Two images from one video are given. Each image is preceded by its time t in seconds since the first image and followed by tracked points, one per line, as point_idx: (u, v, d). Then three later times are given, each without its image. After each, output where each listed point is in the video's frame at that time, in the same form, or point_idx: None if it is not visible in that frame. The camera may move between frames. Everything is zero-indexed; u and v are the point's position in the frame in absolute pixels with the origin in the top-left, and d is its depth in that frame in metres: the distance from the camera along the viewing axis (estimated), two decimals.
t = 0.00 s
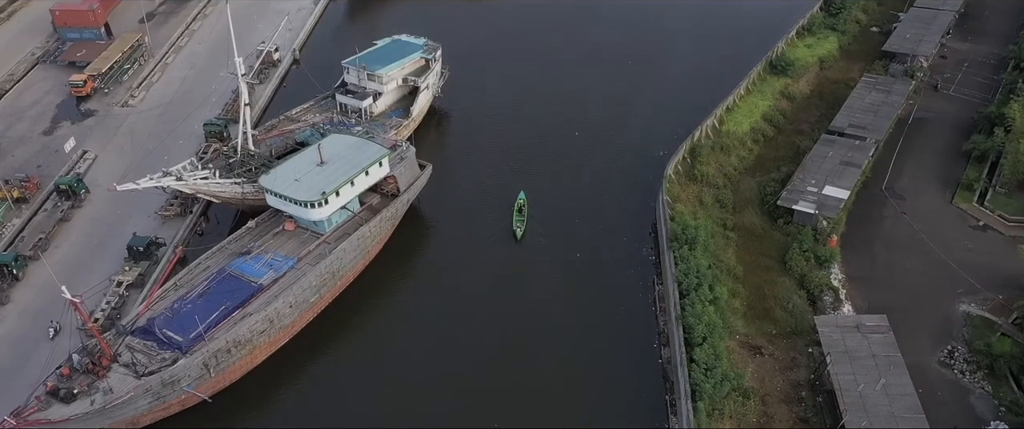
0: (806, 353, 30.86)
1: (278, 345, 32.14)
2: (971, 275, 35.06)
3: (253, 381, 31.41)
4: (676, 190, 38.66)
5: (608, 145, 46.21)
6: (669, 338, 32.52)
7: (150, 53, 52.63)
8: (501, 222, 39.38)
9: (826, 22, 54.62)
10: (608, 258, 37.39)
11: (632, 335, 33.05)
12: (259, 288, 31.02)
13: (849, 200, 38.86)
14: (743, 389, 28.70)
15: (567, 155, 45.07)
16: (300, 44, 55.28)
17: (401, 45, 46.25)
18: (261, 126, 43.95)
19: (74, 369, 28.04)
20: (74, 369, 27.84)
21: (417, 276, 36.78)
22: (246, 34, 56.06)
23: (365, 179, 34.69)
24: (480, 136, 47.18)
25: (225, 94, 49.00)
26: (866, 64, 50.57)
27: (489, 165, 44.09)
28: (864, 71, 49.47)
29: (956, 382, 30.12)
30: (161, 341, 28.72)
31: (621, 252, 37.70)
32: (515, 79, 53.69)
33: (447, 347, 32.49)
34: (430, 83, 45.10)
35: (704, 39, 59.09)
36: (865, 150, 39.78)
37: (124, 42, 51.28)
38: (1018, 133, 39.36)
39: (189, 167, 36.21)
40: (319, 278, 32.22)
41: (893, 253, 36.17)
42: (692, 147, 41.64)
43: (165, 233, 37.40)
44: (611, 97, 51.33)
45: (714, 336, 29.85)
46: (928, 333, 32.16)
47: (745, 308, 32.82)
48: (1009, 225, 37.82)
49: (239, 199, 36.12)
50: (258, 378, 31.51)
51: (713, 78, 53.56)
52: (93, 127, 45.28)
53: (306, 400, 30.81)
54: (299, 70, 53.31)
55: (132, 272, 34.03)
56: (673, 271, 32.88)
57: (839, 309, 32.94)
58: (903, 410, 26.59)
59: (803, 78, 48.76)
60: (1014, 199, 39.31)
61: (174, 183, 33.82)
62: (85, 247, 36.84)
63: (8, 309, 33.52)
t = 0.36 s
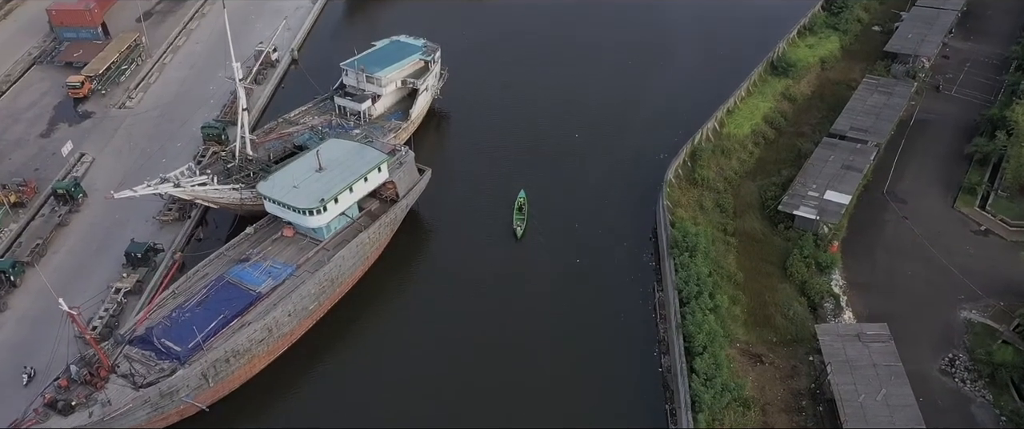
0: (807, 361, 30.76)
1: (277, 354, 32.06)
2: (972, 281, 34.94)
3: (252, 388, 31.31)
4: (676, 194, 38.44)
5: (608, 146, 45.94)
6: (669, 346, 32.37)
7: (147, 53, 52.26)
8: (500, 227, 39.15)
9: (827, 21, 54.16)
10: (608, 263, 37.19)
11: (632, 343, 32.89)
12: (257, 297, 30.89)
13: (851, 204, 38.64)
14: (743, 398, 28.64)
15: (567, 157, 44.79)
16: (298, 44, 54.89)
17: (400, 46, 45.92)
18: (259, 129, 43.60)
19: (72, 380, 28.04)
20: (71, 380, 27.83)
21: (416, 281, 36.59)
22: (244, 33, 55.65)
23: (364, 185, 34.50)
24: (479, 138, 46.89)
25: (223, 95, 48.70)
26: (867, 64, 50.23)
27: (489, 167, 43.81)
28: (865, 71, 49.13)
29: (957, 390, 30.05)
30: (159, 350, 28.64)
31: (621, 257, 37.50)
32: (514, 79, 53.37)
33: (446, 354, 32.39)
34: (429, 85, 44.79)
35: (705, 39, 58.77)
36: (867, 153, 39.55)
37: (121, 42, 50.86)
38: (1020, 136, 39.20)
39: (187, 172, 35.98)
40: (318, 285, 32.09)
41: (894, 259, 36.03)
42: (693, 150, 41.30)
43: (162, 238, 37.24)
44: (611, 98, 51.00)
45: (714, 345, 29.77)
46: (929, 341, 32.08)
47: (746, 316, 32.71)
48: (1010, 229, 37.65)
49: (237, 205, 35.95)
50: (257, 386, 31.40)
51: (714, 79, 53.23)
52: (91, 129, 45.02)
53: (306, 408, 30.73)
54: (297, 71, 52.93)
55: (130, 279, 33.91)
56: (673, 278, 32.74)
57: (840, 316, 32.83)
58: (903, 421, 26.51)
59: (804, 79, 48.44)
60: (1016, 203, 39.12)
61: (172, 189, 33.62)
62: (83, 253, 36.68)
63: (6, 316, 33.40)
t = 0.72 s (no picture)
0: (808, 374, 30.65)
1: (276, 367, 31.96)
2: (973, 292, 34.81)
3: (251, 402, 31.21)
4: (677, 204, 38.29)
5: (608, 153, 45.75)
6: (669, 359, 32.33)
7: (146, 58, 51.99)
8: (500, 236, 38.99)
9: (829, 25, 53.76)
10: (608, 273, 37.04)
11: (632, 355, 32.81)
12: (256, 311, 30.76)
13: (853, 213, 38.47)
14: (744, 413, 28.56)
15: (567, 164, 44.60)
16: (297, 49, 54.60)
17: (399, 52, 45.67)
18: (258, 137, 43.36)
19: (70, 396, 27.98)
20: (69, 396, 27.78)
21: (415, 291, 36.49)
22: (242, 37, 55.34)
23: (363, 196, 34.35)
24: (478, 144, 46.67)
25: (221, 102, 48.48)
26: (869, 69, 49.98)
27: (488, 175, 43.62)
28: (866, 77, 48.89)
29: (958, 404, 29.98)
30: (158, 365, 28.53)
31: (621, 267, 37.38)
32: (514, 84, 53.10)
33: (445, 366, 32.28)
34: (428, 92, 44.55)
35: (706, 43, 58.50)
36: (868, 162, 39.36)
37: (119, 47, 50.58)
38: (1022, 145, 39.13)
39: (185, 183, 35.78)
40: (317, 298, 31.99)
41: (895, 269, 35.88)
42: (693, 158, 41.07)
43: (161, 248, 37.10)
44: (610, 103, 50.75)
45: (715, 359, 29.70)
46: (930, 353, 31.97)
47: (746, 328, 32.62)
48: (1012, 239, 37.53)
49: (236, 215, 35.86)
50: (256, 399, 31.33)
51: (714, 83, 52.96)
52: (89, 136, 44.82)
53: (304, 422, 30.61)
54: (296, 76, 52.66)
55: (128, 291, 33.78)
56: (673, 291, 32.60)
57: (841, 328, 32.73)
58: None
59: (805, 85, 48.20)
60: (1018, 212, 38.94)
61: (170, 201, 33.48)
62: (81, 263, 36.53)
63: (3, 328, 33.28)
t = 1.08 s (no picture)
0: (809, 389, 30.51)
1: (275, 381, 31.85)
2: (975, 304, 34.67)
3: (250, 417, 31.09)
4: (677, 214, 38.12)
5: (608, 160, 45.55)
6: (669, 374, 32.24)
7: (144, 64, 51.77)
8: (499, 247, 38.79)
9: (830, 31, 53.49)
10: (608, 285, 36.89)
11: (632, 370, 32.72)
12: (254, 326, 30.63)
13: (854, 224, 38.29)
14: None
15: (567, 172, 44.38)
16: (296, 55, 54.28)
17: (397, 60, 45.43)
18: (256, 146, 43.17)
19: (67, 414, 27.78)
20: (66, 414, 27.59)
21: (415, 302, 36.39)
22: (241, 43, 55.06)
23: (362, 209, 34.20)
24: (477, 151, 46.37)
25: (220, 109, 48.24)
26: (870, 76, 49.75)
27: (488, 183, 43.37)
28: (868, 84, 48.67)
29: (960, 419, 29.86)
30: (156, 382, 28.44)
31: (622, 278, 37.20)
32: (514, 89, 52.75)
33: (444, 381, 32.16)
34: (427, 101, 44.32)
35: (706, 46, 58.14)
36: (870, 172, 39.17)
37: (117, 54, 50.33)
38: None
39: (183, 195, 35.63)
40: (316, 312, 31.86)
41: (896, 280, 35.69)
42: (694, 167, 40.87)
43: (159, 260, 36.97)
44: (611, 109, 50.43)
45: (716, 375, 29.59)
46: (932, 366, 31.83)
47: (747, 342, 32.51)
48: (1014, 250, 37.34)
49: (234, 227, 35.69)
50: (256, 414, 31.23)
51: (715, 89, 52.68)
52: (87, 145, 44.65)
53: None
54: (295, 83, 52.41)
55: (126, 304, 33.64)
56: (674, 305, 32.46)
57: (842, 342, 32.61)
58: None
59: (806, 92, 47.97)
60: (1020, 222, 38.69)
61: (168, 214, 33.30)
62: (79, 275, 36.40)
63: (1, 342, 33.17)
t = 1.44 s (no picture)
0: (810, 403, 30.38)
1: (274, 395, 31.72)
2: (977, 316, 34.54)
3: None
4: (677, 224, 37.98)
5: (608, 167, 45.33)
6: (670, 388, 32.14)
7: (142, 71, 51.51)
8: (498, 257, 38.62)
9: (830, 36, 53.19)
10: (609, 297, 36.72)
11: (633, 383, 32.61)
12: (253, 340, 30.49)
13: (855, 234, 38.12)
14: None
15: (567, 179, 44.18)
16: (295, 60, 54.00)
17: (396, 68, 45.19)
18: (255, 155, 42.99)
19: None
20: None
21: (415, 314, 36.26)
22: (240, 48, 54.78)
23: (361, 221, 34.07)
24: (477, 158, 46.07)
25: (219, 116, 48.00)
26: (872, 82, 49.52)
27: (488, 191, 43.15)
28: (869, 90, 48.46)
29: None
30: (154, 398, 28.34)
31: (622, 290, 37.06)
32: (514, 94, 52.46)
33: (443, 395, 32.03)
34: (426, 109, 44.11)
35: (707, 49, 57.80)
36: (871, 181, 39.00)
37: (115, 60, 50.08)
38: None
39: (181, 207, 35.48)
40: (315, 326, 31.72)
41: (897, 292, 35.53)
42: (694, 176, 40.71)
43: (157, 272, 36.84)
44: (611, 114, 50.12)
45: (716, 390, 29.48)
46: (933, 380, 31.71)
47: (748, 355, 32.38)
48: (1015, 260, 37.18)
49: (233, 239, 35.52)
50: None
51: (716, 94, 52.41)
52: (85, 154, 44.47)
53: None
54: (295, 89, 52.14)
55: (124, 317, 33.49)
56: (674, 318, 32.33)
57: (843, 355, 32.48)
58: None
59: (807, 99, 47.77)
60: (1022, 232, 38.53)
61: (166, 227, 33.14)
62: (77, 287, 36.24)
63: None
